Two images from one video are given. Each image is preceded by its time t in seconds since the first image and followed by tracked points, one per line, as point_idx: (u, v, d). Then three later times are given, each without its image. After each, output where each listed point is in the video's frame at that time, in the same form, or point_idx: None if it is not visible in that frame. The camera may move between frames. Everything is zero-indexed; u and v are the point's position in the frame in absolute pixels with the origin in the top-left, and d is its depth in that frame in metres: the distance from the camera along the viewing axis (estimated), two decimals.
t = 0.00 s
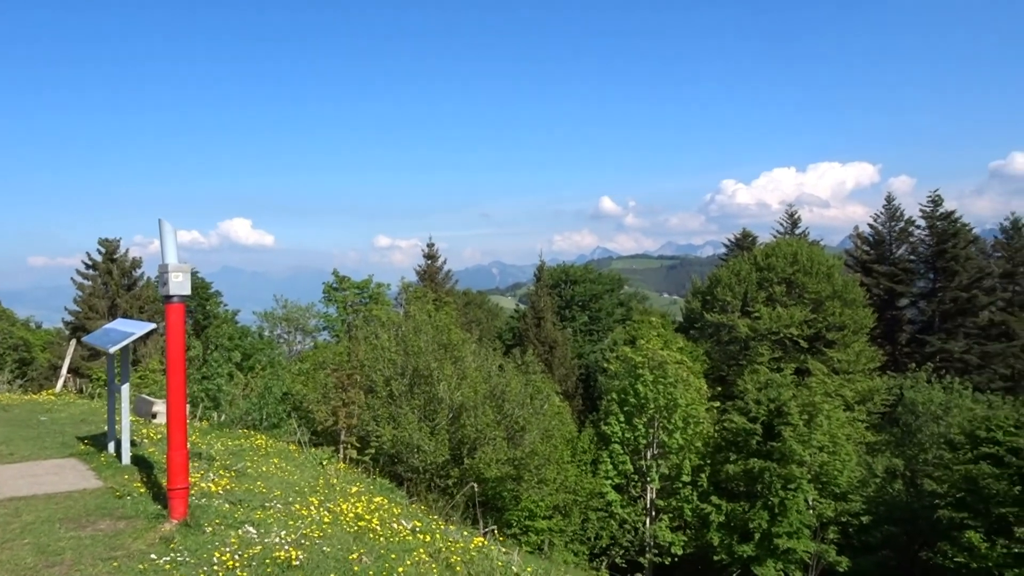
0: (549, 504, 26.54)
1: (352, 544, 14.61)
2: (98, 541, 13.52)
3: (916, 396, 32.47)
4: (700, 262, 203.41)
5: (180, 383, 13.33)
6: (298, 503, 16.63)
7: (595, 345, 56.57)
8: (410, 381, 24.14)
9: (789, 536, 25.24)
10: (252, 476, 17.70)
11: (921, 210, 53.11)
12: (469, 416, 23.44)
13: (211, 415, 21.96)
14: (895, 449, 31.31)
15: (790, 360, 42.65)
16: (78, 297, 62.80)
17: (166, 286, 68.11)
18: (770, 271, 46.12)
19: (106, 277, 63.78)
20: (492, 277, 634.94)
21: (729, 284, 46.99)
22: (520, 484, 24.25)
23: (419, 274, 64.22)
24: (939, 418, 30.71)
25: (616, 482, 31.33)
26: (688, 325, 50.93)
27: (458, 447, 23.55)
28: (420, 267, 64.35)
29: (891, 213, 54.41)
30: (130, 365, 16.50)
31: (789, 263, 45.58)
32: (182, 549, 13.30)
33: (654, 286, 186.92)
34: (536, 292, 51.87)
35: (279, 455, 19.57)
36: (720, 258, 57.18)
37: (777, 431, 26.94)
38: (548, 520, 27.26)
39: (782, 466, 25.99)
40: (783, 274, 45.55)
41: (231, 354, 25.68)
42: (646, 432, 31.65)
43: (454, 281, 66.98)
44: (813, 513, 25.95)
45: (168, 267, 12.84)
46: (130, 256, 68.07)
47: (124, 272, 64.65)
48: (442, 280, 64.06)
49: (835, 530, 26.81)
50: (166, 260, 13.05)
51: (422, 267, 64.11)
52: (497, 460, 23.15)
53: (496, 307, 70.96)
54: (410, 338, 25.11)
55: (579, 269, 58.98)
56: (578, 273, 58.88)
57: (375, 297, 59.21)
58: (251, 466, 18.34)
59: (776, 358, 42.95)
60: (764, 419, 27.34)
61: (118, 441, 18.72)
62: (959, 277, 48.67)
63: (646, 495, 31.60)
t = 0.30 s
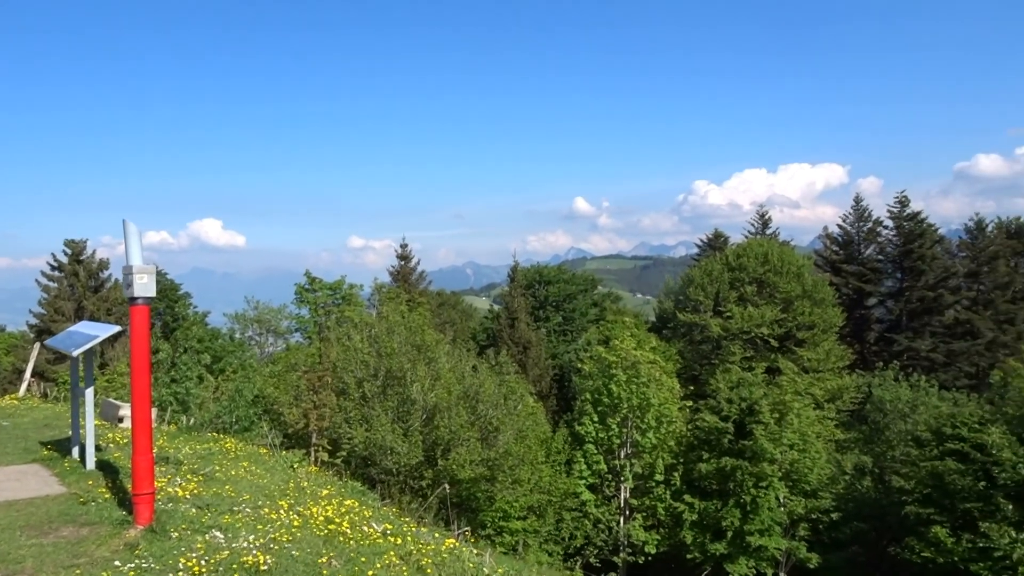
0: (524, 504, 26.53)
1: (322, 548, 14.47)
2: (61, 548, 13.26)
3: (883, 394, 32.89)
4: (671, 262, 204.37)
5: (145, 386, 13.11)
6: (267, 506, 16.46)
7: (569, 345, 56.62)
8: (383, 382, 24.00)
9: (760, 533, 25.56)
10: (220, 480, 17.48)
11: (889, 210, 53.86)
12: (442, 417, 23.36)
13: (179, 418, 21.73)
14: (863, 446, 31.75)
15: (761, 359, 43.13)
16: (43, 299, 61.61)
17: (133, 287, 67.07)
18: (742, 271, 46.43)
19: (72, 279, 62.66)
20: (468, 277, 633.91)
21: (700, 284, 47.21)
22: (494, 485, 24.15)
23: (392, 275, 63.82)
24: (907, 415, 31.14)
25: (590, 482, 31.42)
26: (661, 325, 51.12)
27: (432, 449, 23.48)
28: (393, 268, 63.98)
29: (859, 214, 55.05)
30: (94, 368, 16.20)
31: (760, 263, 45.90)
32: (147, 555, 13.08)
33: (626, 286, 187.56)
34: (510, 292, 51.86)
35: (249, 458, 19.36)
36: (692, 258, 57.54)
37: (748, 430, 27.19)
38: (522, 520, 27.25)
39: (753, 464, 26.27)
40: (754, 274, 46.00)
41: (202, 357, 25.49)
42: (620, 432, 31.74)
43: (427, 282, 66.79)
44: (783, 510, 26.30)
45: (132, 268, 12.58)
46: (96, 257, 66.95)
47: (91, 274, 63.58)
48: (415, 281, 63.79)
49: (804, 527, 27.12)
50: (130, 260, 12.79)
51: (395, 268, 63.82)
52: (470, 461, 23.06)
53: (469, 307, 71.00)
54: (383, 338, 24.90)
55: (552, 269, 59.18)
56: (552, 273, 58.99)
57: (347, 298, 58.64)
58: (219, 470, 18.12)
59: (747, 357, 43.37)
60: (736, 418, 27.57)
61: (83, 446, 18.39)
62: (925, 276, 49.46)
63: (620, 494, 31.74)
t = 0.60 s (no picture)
0: (497, 505, 26.50)
1: (290, 552, 14.31)
2: (21, 556, 12.99)
3: (852, 393, 33.26)
4: (646, 263, 205.80)
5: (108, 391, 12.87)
6: (234, 511, 16.22)
7: (543, 345, 56.67)
8: (355, 384, 23.77)
9: (731, 531, 25.77)
10: (187, 485, 17.24)
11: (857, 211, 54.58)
12: (414, 419, 23.25)
13: (147, 422, 21.51)
14: (832, 444, 32.12)
15: (732, 358, 43.51)
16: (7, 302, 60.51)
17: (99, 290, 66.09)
18: (713, 272, 46.99)
19: (37, 281, 61.62)
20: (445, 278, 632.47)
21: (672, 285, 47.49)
22: (467, 487, 24.06)
23: (365, 276, 63.57)
24: (873, 413, 31.52)
25: (562, 482, 31.43)
26: (633, 324, 50.73)
27: (404, 451, 23.36)
28: (366, 269, 63.72)
29: (828, 214, 55.67)
30: (55, 372, 15.89)
31: (731, 264, 46.50)
32: (109, 562, 12.84)
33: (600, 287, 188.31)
34: (483, 294, 51.83)
35: (217, 462, 19.15)
36: (664, 259, 57.85)
37: (719, 429, 27.40)
38: (495, 522, 27.21)
39: (724, 463, 26.51)
40: (725, 274, 46.44)
41: (170, 360, 25.28)
42: (592, 432, 31.79)
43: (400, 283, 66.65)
44: (754, 509, 26.53)
45: (93, 270, 12.33)
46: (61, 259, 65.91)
47: (56, 276, 62.60)
48: (387, 283, 63.51)
49: (775, 524, 27.37)
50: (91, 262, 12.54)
51: (367, 270, 63.52)
52: (443, 463, 22.97)
53: (442, 308, 70.81)
54: (355, 340, 24.63)
55: (525, 270, 59.25)
56: (525, 274, 59.07)
57: (319, 299, 58.41)
58: (186, 475, 17.88)
59: (718, 357, 43.72)
60: (707, 417, 27.75)
61: (45, 452, 18.08)
62: (892, 276, 50.17)
63: (593, 494, 31.81)
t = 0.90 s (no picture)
0: (463, 507, 26.47)
1: (249, 557, 14.14)
2: None
3: (812, 391, 33.77)
4: (612, 264, 207.58)
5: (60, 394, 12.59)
6: (193, 516, 15.94)
7: (509, 346, 56.73)
8: (319, 387, 23.54)
9: (695, 529, 26.06)
10: (144, 490, 16.90)
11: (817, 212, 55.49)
12: (379, 421, 23.11)
13: (103, 427, 21.10)
14: (793, 442, 32.61)
15: (697, 358, 43.96)
16: None
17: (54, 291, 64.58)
18: (678, 272, 47.41)
19: None
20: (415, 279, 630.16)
21: (637, 286, 47.81)
22: (433, 488, 24.03)
23: (329, 277, 63.09)
24: (833, 411, 32.02)
25: (529, 483, 31.39)
26: (599, 325, 50.81)
27: (369, 453, 23.20)
28: (330, 270, 63.21)
29: (789, 215, 56.46)
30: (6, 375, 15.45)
31: (695, 264, 47.02)
32: (62, 571, 12.50)
33: (566, 288, 189.24)
34: (449, 294, 51.59)
35: (176, 467, 18.83)
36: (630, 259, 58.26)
37: (684, 428, 27.66)
38: (461, 523, 27.14)
39: (689, 462, 26.80)
40: (689, 275, 46.90)
41: (128, 363, 24.81)
42: (558, 432, 31.73)
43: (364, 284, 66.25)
44: (718, 507, 26.82)
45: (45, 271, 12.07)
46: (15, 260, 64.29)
47: (10, 277, 61.06)
48: (352, 284, 62.99)
49: (738, 522, 27.68)
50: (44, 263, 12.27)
51: (332, 271, 62.94)
52: (408, 465, 22.91)
53: (407, 309, 70.47)
54: (319, 341, 24.32)
55: (491, 271, 59.15)
56: (491, 275, 59.00)
57: (283, 301, 57.97)
58: (144, 480, 17.53)
59: (683, 356, 44.11)
60: (671, 417, 27.98)
61: None
62: (852, 277, 51.01)
63: (559, 494, 31.89)
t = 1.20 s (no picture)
0: (433, 508, 26.39)
1: (212, 563, 13.93)
2: None
3: (779, 390, 34.18)
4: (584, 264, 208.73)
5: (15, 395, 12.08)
6: (154, 521, 15.62)
7: (479, 347, 56.67)
8: (287, 389, 23.31)
9: (664, 528, 26.26)
10: (105, 495, 16.55)
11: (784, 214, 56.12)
12: (348, 423, 22.93)
13: (65, 430, 20.80)
14: (761, 441, 32.97)
15: (666, 358, 44.27)
16: None
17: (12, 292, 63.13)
18: (647, 273, 47.73)
19: None
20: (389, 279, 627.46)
21: (608, 286, 47.97)
22: (402, 490, 23.92)
23: (297, 278, 62.39)
24: (799, 410, 32.42)
25: (499, 483, 31.32)
26: (569, 325, 50.98)
27: (338, 455, 23.03)
28: (298, 271, 62.52)
29: (756, 217, 57.10)
30: None
31: (664, 266, 47.43)
32: None
33: (537, 288, 189.80)
34: (418, 295, 51.29)
35: (138, 471, 18.53)
36: (600, 260, 58.44)
37: (653, 428, 27.85)
38: (431, 525, 27.03)
39: (658, 462, 26.96)
40: (658, 275, 47.20)
41: (89, 366, 24.40)
42: (528, 432, 31.66)
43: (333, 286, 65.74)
44: (687, 505, 27.02)
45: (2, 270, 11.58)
46: None
47: None
48: (321, 285, 62.41)
49: (707, 520, 27.92)
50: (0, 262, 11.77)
51: (301, 271, 62.28)
52: (377, 467, 22.77)
53: (377, 310, 70.09)
54: (286, 343, 24.01)
55: (461, 272, 58.98)
56: (461, 276, 58.86)
57: (250, 302, 57.20)
58: (104, 485, 17.18)
59: (652, 356, 44.39)
60: (641, 417, 28.14)
61: None
62: (818, 277, 51.72)
63: (529, 495, 31.94)
